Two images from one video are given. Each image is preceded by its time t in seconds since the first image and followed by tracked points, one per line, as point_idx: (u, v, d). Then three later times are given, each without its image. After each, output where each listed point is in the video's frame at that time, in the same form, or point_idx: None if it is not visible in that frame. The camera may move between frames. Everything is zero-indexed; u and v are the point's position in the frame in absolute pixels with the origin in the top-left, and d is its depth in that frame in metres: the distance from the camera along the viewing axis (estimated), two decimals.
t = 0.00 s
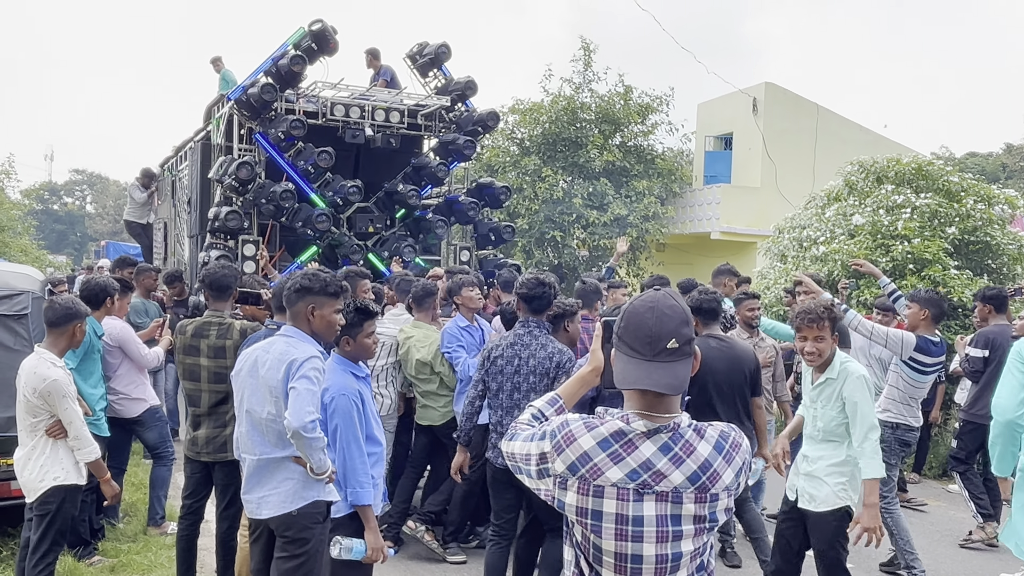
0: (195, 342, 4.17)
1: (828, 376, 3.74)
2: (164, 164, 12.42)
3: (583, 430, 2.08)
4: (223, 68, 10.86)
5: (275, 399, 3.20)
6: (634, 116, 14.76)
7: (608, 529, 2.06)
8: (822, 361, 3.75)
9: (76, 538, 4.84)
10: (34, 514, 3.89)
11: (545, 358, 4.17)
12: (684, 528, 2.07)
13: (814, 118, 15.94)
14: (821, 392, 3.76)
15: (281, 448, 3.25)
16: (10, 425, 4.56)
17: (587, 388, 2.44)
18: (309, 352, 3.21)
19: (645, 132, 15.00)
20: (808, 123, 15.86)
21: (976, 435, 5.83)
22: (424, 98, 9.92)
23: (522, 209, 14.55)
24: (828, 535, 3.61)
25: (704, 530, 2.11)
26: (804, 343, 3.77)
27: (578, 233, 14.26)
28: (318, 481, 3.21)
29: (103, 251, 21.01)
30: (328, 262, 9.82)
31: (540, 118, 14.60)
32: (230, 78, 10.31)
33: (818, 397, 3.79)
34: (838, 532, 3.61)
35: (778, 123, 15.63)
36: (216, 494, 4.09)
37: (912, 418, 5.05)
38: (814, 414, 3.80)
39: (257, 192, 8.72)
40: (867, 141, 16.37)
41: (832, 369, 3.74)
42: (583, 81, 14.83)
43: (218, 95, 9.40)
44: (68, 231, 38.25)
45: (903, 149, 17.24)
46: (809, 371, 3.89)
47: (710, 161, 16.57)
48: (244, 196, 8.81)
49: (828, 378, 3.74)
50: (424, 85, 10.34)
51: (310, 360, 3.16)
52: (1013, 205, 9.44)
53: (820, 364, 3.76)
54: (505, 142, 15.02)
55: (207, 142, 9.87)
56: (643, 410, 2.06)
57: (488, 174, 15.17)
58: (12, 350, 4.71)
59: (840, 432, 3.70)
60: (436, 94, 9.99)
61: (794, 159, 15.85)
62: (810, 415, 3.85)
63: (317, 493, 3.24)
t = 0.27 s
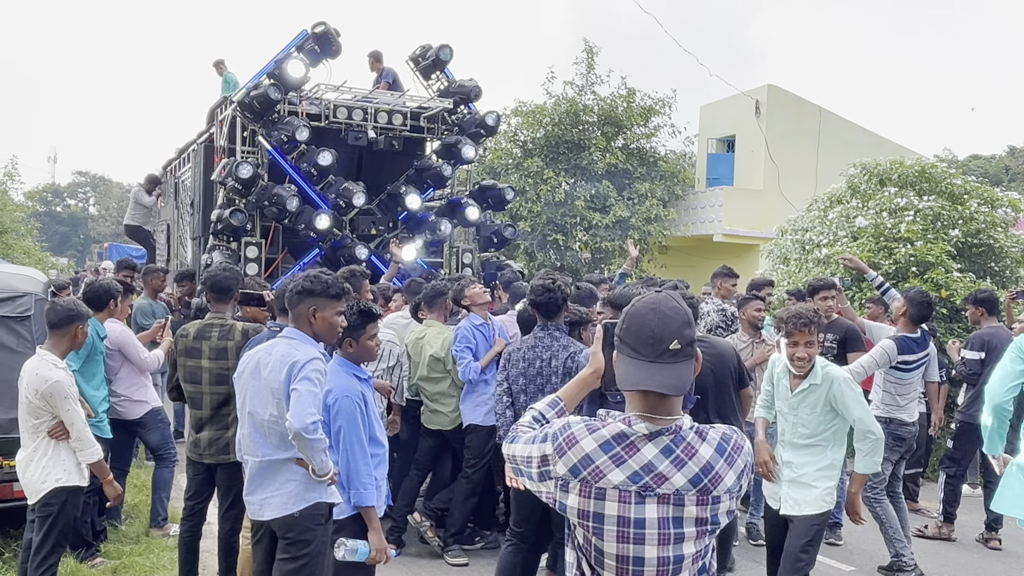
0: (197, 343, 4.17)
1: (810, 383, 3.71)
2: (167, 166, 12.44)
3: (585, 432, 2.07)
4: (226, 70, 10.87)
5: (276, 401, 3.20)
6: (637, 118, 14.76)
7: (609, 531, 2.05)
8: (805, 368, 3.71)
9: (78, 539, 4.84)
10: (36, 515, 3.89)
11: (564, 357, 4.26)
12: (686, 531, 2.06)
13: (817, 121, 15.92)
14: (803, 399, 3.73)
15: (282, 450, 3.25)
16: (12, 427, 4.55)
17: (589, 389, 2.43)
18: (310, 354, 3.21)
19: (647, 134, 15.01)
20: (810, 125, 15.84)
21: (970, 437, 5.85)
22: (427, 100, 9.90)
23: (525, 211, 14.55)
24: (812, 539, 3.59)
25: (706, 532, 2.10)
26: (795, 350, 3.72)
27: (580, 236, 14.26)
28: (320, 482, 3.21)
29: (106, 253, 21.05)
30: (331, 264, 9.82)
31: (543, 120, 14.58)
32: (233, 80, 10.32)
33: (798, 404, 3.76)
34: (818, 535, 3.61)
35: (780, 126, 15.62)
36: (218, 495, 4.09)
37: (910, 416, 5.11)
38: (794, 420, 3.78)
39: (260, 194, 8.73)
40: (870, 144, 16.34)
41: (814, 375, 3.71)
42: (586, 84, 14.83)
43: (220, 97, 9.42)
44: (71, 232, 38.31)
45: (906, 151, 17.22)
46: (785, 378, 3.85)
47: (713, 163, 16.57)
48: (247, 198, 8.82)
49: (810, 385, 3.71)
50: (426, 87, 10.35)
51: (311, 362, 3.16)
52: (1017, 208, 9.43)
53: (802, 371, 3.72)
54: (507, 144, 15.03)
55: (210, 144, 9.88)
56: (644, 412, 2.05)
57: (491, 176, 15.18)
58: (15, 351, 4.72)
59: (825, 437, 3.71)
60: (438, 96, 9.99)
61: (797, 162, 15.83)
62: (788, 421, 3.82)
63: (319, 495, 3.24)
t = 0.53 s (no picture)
0: (199, 346, 4.17)
1: (803, 396, 3.54)
2: (170, 169, 12.46)
3: (586, 435, 2.07)
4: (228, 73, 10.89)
5: (278, 403, 3.21)
6: (639, 121, 14.77)
7: (610, 535, 2.05)
8: (798, 382, 3.53)
9: (80, 541, 4.84)
10: (38, 517, 3.89)
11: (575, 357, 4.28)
12: (687, 535, 2.06)
13: (819, 124, 15.92)
14: (796, 414, 3.55)
15: (284, 452, 3.25)
16: (14, 429, 4.56)
17: (590, 393, 2.43)
18: (313, 357, 3.21)
19: (649, 137, 15.03)
20: (813, 128, 15.83)
21: (961, 440, 5.82)
22: (429, 103, 9.92)
23: (527, 214, 14.56)
24: (821, 558, 3.43)
25: (707, 537, 2.10)
26: (789, 362, 3.52)
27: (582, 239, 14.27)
28: (321, 485, 3.21)
29: (109, 255, 21.10)
30: (333, 266, 9.82)
31: (545, 123, 14.58)
32: (235, 83, 10.34)
33: (790, 418, 3.57)
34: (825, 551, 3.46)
35: (783, 129, 15.62)
36: (220, 498, 4.09)
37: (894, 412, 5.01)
38: (786, 435, 3.58)
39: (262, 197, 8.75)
40: (873, 147, 16.33)
41: (805, 388, 3.55)
42: (588, 87, 14.84)
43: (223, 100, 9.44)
44: (74, 235, 38.40)
45: (909, 155, 17.21)
46: (773, 392, 3.62)
47: (715, 166, 16.57)
48: (249, 201, 8.82)
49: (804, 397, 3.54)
50: (429, 90, 10.36)
51: (314, 365, 3.16)
52: (1020, 211, 9.42)
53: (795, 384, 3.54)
54: (509, 147, 15.03)
55: (213, 147, 9.90)
56: (646, 415, 2.05)
57: (493, 179, 15.20)
58: (17, 353, 4.72)
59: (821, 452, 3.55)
60: (441, 99, 10.00)
61: (799, 165, 15.82)
62: (778, 437, 3.61)
63: (320, 498, 3.23)
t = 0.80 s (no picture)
0: (201, 348, 4.18)
1: (812, 400, 3.24)
2: (173, 171, 12.48)
3: (587, 437, 2.07)
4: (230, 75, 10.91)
5: (280, 405, 3.21)
6: (641, 124, 14.77)
7: (611, 538, 2.05)
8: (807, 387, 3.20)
9: (81, 543, 4.85)
10: (40, 519, 3.89)
11: (573, 360, 4.30)
12: (688, 538, 2.06)
13: (822, 127, 15.91)
14: (807, 421, 3.25)
15: (285, 454, 3.25)
16: (16, 430, 4.56)
17: (591, 396, 2.43)
18: (314, 358, 3.21)
19: (651, 140, 15.05)
20: (815, 131, 15.83)
21: (948, 442, 5.79)
22: (431, 106, 9.94)
23: (529, 217, 14.56)
24: None
25: (707, 540, 2.10)
26: (795, 367, 3.16)
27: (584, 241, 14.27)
28: (322, 487, 3.20)
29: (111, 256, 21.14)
30: (335, 268, 9.83)
31: (547, 126, 14.58)
32: (237, 85, 10.35)
33: (800, 427, 3.25)
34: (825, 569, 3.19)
35: (785, 132, 15.61)
36: (221, 499, 4.09)
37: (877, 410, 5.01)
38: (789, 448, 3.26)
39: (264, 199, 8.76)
40: (875, 150, 16.33)
41: (812, 392, 3.25)
42: (591, 89, 14.84)
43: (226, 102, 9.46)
44: (77, 236, 38.48)
45: (911, 158, 17.20)
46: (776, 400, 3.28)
47: (717, 169, 16.57)
48: (251, 203, 8.83)
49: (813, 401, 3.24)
50: (431, 93, 10.37)
51: (315, 366, 3.17)
52: (1022, 215, 9.41)
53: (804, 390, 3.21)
54: (512, 150, 15.04)
55: (215, 149, 9.92)
56: (647, 417, 2.04)
57: (495, 182, 15.20)
58: (20, 355, 4.73)
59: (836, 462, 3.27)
60: (443, 102, 10.02)
61: (801, 168, 15.81)
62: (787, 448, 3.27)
63: (321, 500, 3.23)
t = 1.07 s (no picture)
0: (201, 348, 4.19)
1: (825, 413, 3.09)
2: (175, 172, 12.49)
3: (589, 440, 2.07)
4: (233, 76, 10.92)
5: (280, 406, 3.21)
6: (643, 125, 14.77)
7: (613, 540, 2.05)
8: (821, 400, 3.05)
9: (83, 544, 4.85)
10: (42, 519, 3.89)
11: (547, 361, 4.15)
12: (690, 540, 2.05)
13: (824, 128, 15.90)
14: (817, 434, 3.11)
15: (286, 455, 3.24)
16: (19, 430, 4.57)
17: (592, 397, 2.43)
18: (312, 359, 3.21)
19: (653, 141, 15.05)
20: (817, 133, 15.81)
21: (942, 443, 5.77)
22: (433, 107, 9.95)
23: (531, 218, 14.55)
24: None
25: (709, 542, 2.09)
26: (807, 380, 3.02)
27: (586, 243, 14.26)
28: (323, 489, 3.20)
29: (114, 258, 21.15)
30: (337, 270, 9.83)
31: (549, 127, 14.57)
32: (239, 86, 10.37)
33: (809, 440, 3.12)
34: None
35: (787, 133, 15.60)
36: (222, 500, 4.09)
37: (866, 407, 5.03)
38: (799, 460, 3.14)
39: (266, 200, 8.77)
40: (877, 152, 16.31)
41: (827, 404, 3.10)
42: (593, 91, 14.84)
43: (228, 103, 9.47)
44: (79, 237, 38.53)
45: (913, 159, 17.18)
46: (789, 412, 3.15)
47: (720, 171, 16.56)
48: (253, 204, 8.84)
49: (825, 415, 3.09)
50: (433, 94, 10.38)
51: (313, 367, 3.16)
52: None
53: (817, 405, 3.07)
54: (514, 151, 15.05)
55: (218, 150, 9.93)
56: (648, 419, 2.05)
57: (497, 183, 15.20)
58: (22, 356, 4.74)
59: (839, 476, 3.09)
60: (445, 103, 10.02)
61: (803, 169, 15.79)
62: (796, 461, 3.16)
63: (321, 502, 3.20)
